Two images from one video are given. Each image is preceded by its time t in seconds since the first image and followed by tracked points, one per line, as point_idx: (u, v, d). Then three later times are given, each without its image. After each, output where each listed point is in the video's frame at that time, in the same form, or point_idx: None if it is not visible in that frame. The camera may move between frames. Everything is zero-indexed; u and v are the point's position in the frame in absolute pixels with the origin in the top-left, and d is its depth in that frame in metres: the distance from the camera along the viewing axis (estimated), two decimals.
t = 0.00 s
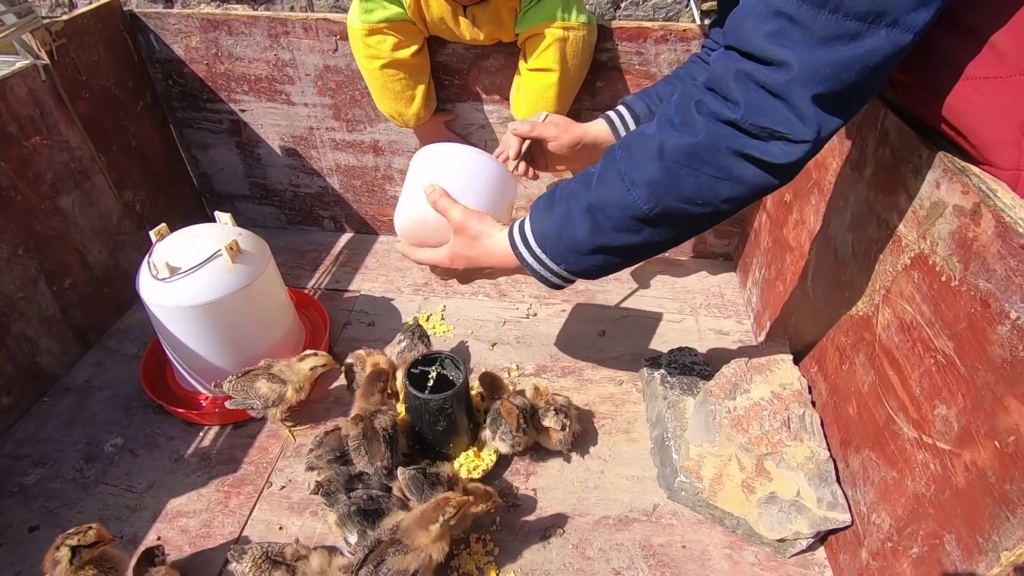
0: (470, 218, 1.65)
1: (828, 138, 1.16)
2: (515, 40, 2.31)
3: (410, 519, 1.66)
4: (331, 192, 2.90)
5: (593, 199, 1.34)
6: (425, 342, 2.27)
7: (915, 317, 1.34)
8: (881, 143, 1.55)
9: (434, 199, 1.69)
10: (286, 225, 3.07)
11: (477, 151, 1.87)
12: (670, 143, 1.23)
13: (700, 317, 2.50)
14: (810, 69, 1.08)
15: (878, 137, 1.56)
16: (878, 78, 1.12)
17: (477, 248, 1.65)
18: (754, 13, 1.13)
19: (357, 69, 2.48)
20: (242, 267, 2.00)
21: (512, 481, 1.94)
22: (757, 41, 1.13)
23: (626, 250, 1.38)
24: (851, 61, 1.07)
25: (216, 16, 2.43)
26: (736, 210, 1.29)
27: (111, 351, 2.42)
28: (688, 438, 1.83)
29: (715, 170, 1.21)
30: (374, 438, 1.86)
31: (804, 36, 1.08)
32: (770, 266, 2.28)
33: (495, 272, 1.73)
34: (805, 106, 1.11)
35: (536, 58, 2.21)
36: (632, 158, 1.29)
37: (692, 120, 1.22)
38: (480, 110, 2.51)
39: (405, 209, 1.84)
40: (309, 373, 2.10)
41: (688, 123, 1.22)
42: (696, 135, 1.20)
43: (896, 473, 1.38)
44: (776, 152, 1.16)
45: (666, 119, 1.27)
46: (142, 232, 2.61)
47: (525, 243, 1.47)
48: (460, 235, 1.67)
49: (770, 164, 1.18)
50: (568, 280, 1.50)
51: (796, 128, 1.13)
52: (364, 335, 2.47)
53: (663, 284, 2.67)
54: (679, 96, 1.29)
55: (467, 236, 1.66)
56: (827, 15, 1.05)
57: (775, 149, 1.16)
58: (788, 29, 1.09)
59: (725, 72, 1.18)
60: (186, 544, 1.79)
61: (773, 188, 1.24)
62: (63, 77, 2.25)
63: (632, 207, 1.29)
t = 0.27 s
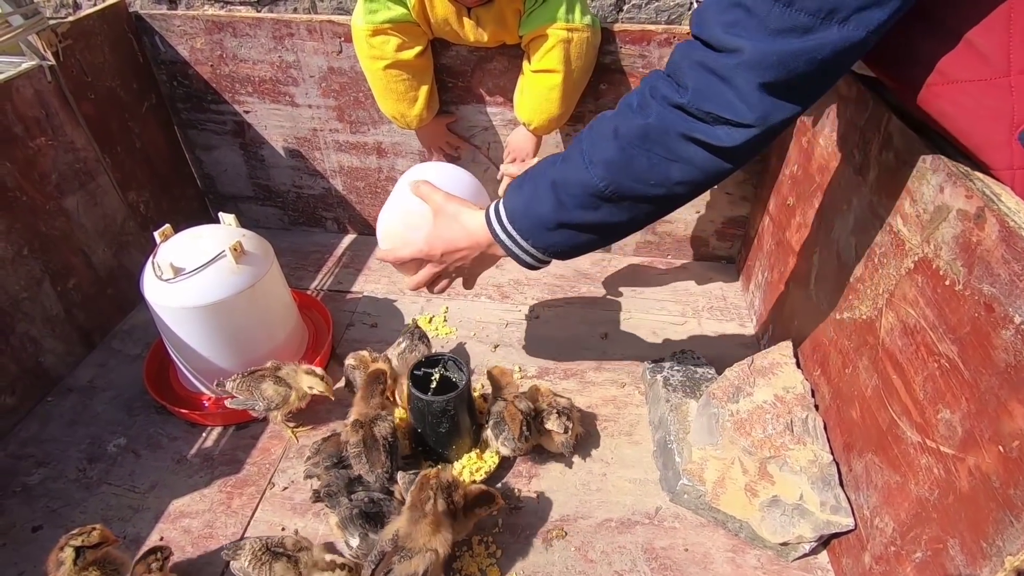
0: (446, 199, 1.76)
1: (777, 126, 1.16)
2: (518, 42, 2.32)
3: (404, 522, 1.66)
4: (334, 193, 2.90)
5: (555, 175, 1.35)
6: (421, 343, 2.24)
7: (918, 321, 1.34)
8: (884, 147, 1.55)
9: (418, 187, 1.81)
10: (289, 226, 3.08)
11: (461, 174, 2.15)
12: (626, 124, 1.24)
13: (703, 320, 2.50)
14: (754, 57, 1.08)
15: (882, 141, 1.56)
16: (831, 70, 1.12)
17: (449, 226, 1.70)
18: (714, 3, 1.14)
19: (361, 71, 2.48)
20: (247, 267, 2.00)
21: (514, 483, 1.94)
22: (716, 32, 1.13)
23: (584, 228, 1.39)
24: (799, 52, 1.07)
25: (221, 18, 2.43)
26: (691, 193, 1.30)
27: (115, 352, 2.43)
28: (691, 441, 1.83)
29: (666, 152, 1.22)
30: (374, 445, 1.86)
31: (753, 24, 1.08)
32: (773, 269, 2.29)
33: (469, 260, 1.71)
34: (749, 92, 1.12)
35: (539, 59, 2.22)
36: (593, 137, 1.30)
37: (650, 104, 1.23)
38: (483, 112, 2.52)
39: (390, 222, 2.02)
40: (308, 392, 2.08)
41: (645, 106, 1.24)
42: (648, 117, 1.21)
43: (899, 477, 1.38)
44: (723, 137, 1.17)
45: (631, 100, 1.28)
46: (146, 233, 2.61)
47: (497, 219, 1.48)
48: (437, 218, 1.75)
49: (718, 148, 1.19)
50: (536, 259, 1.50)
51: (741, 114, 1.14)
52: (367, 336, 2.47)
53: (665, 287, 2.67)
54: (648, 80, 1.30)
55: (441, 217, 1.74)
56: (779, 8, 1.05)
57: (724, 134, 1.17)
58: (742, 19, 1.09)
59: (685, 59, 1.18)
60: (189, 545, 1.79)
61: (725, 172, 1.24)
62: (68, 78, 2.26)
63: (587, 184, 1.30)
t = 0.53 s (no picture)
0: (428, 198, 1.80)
1: (762, 132, 1.17)
2: (519, 44, 2.32)
3: (398, 529, 1.65)
4: (335, 193, 2.91)
5: (546, 176, 1.36)
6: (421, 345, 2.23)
7: (917, 322, 1.34)
8: (884, 148, 1.55)
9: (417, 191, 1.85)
10: (290, 226, 3.08)
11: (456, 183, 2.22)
12: (614, 129, 1.25)
13: (703, 322, 2.50)
14: (737, 66, 1.09)
15: (881, 143, 1.57)
16: (815, 79, 1.12)
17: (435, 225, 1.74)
18: (702, 12, 1.15)
19: (362, 72, 2.49)
20: (247, 268, 2.01)
21: (513, 484, 1.95)
22: (702, 39, 1.14)
23: (574, 230, 1.40)
24: (781, 61, 1.07)
25: (223, 19, 2.44)
26: (680, 197, 1.30)
27: (115, 352, 2.43)
28: (690, 442, 1.84)
29: (653, 157, 1.23)
30: (374, 444, 1.86)
31: (737, 34, 1.09)
32: (773, 270, 2.29)
33: (468, 257, 1.70)
34: (733, 100, 1.12)
35: (540, 60, 2.23)
36: (585, 140, 1.31)
37: (638, 109, 1.24)
38: (484, 113, 2.52)
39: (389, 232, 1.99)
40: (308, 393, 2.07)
41: (634, 112, 1.25)
42: (636, 122, 1.22)
43: (898, 479, 1.38)
44: (708, 143, 1.18)
45: (622, 104, 1.30)
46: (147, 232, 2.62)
47: (492, 218, 1.49)
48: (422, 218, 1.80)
49: (704, 153, 1.20)
50: (530, 258, 1.51)
51: (725, 121, 1.14)
52: (367, 337, 2.48)
53: (665, 288, 2.68)
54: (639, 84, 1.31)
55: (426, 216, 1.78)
56: (762, 18, 1.06)
57: (709, 140, 1.18)
58: (727, 29, 1.10)
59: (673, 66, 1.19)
60: (189, 544, 1.80)
61: (712, 176, 1.25)
62: (70, 78, 2.27)
63: (576, 187, 1.32)
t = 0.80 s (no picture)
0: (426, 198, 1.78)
1: (764, 134, 1.17)
2: (519, 45, 2.33)
3: (380, 539, 1.65)
4: (335, 195, 2.91)
5: (547, 177, 1.37)
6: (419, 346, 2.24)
7: (916, 323, 1.34)
8: (883, 149, 1.56)
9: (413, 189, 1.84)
10: (290, 227, 3.09)
11: (454, 180, 2.23)
12: (615, 130, 1.26)
13: (703, 323, 2.51)
14: (738, 67, 1.09)
15: (880, 144, 1.57)
16: (816, 80, 1.12)
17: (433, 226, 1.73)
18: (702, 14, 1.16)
19: (362, 73, 2.49)
20: (247, 268, 2.01)
21: (513, 484, 1.95)
22: (703, 41, 1.14)
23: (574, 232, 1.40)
24: (783, 62, 1.07)
25: (224, 21, 2.45)
26: (680, 198, 1.31)
27: (115, 352, 2.43)
28: (690, 443, 1.84)
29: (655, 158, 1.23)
30: (371, 440, 1.85)
31: (739, 35, 1.10)
32: (772, 271, 2.29)
33: (467, 255, 1.70)
34: (735, 101, 1.13)
35: (540, 61, 2.23)
36: (585, 141, 1.32)
37: (639, 111, 1.24)
38: (484, 114, 2.52)
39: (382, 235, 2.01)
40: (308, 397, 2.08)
41: (634, 113, 1.25)
42: (637, 124, 1.23)
43: (897, 479, 1.38)
44: (710, 144, 1.18)
45: (623, 105, 1.30)
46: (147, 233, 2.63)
47: (491, 219, 1.50)
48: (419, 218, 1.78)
49: (705, 155, 1.20)
50: (530, 260, 1.51)
51: (727, 122, 1.15)
52: (367, 338, 2.48)
53: (664, 289, 2.68)
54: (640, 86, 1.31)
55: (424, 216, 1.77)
56: (764, 18, 1.07)
57: (711, 141, 1.18)
58: (729, 30, 1.11)
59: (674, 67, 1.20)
60: (189, 544, 1.80)
61: (714, 178, 1.25)
62: (71, 80, 2.28)
63: (577, 188, 1.32)
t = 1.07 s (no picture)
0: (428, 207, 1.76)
1: (762, 143, 1.18)
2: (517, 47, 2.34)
3: (379, 541, 1.65)
4: (334, 196, 2.92)
5: (545, 187, 1.37)
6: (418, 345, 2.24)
7: (913, 323, 1.34)
8: (880, 150, 1.56)
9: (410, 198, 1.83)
10: (289, 229, 3.09)
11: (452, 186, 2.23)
12: (612, 140, 1.26)
13: (701, 323, 2.51)
14: (737, 77, 1.10)
15: (877, 144, 1.57)
16: (813, 91, 1.13)
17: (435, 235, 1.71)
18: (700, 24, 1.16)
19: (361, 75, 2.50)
20: (246, 270, 2.02)
21: (511, 485, 1.95)
22: (700, 52, 1.15)
23: (571, 241, 1.41)
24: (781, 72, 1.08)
25: (222, 23, 2.45)
26: (678, 208, 1.31)
27: (114, 354, 2.44)
28: (688, 444, 1.84)
29: (652, 169, 1.24)
30: (351, 456, 1.82)
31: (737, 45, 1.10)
32: (771, 272, 2.29)
33: (468, 265, 1.70)
34: (733, 111, 1.13)
35: (538, 62, 2.23)
36: (583, 151, 1.32)
37: (636, 120, 1.25)
38: (483, 116, 2.53)
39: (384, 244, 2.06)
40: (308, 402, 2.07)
41: (632, 123, 1.25)
42: (635, 134, 1.23)
43: (894, 479, 1.39)
44: (708, 155, 1.19)
45: (621, 114, 1.30)
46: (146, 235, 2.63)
47: (490, 228, 1.50)
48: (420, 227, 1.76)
49: (704, 164, 1.21)
50: (528, 268, 1.51)
51: (726, 132, 1.15)
52: (366, 339, 2.48)
53: (663, 290, 2.68)
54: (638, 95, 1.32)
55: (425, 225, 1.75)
56: (761, 29, 1.08)
57: (709, 151, 1.18)
58: (727, 39, 1.11)
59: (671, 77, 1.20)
60: (187, 546, 1.80)
61: (712, 187, 1.26)
62: (70, 82, 2.28)
63: (574, 198, 1.33)
